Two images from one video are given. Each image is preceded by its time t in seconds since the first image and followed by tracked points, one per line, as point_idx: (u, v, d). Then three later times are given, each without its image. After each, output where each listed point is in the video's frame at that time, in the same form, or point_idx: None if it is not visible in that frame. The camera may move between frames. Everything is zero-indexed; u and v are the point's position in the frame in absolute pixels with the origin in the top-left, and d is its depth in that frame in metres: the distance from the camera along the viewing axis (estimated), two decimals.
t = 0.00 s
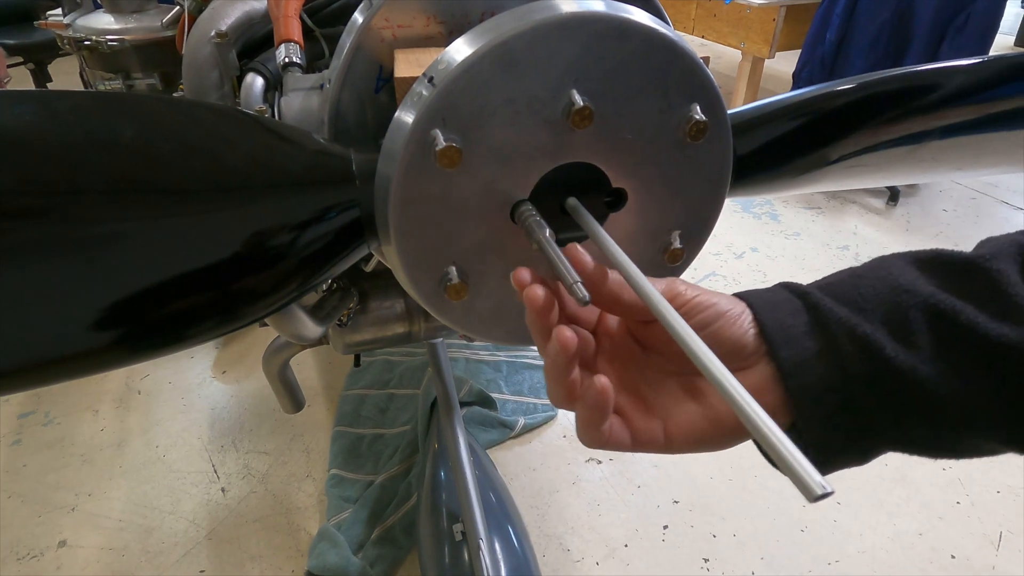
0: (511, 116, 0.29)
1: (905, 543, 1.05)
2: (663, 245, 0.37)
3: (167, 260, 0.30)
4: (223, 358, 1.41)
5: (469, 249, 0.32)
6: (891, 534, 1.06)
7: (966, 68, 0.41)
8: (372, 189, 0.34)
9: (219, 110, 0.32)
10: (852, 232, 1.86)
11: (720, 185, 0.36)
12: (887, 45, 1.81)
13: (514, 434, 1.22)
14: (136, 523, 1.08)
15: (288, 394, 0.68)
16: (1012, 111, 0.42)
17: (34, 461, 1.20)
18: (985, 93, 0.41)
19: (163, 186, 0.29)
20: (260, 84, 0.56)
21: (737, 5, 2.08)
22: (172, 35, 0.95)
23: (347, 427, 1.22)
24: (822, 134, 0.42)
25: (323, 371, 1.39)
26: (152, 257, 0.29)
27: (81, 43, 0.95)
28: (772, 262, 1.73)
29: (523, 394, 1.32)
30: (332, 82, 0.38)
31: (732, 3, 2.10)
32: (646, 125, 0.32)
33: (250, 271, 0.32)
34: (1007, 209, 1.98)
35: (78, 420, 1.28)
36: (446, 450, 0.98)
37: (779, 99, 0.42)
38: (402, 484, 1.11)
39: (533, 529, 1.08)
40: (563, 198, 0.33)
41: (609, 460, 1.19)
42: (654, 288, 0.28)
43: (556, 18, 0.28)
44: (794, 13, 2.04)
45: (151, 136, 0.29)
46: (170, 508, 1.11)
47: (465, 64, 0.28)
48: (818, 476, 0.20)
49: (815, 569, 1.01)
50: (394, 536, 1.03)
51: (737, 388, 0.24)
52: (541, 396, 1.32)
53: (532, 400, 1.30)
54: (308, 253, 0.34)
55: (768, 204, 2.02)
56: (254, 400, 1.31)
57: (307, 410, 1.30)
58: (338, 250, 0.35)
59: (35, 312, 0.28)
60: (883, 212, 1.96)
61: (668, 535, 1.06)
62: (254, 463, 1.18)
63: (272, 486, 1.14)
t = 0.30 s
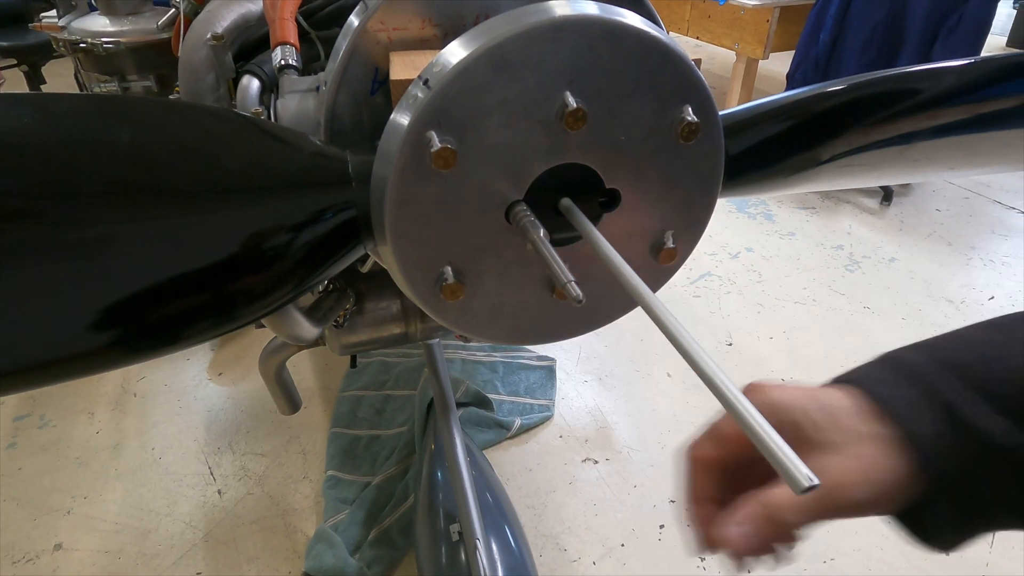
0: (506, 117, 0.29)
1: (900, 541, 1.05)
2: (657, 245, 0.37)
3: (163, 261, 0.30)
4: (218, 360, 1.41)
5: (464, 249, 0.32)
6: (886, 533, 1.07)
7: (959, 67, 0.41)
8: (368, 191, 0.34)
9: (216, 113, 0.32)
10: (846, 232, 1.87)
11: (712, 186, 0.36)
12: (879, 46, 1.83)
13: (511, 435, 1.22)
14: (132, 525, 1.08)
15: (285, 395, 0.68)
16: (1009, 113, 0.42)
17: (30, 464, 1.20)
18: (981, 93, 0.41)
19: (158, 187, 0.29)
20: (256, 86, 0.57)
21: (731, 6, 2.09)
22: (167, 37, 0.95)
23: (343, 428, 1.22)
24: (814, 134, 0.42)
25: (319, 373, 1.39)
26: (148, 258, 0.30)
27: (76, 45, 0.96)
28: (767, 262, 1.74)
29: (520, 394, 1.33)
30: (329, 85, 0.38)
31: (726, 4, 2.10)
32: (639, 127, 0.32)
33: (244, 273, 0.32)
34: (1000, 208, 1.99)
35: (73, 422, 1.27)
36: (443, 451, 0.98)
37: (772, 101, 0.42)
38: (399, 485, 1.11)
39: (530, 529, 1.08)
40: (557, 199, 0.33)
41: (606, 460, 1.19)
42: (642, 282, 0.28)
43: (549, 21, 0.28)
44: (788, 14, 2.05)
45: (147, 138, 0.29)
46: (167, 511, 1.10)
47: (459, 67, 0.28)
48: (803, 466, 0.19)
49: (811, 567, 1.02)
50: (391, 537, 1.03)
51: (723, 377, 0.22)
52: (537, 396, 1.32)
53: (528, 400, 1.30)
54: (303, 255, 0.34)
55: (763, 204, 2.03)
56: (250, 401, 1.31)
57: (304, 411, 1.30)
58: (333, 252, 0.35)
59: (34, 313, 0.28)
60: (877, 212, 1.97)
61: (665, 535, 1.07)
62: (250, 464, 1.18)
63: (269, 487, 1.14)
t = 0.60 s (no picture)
0: (503, 122, 0.30)
1: (895, 540, 1.06)
2: (653, 246, 0.38)
3: (165, 264, 0.30)
4: (216, 362, 1.41)
5: (462, 252, 0.33)
6: (882, 532, 1.07)
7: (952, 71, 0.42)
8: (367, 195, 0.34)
9: (218, 118, 0.32)
10: (842, 233, 1.88)
11: (707, 190, 0.36)
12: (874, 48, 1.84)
13: (509, 436, 1.22)
14: (130, 528, 1.08)
15: (284, 398, 0.69)
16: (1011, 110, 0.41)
17: (27, 467, 1.20)
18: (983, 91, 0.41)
19: (158, 191, 0.29)
20: (256, 91, 0.57)
21: (727, 9, 2.10)
22: (166, 41, 0.96)
23: (342, 430, 1.22)
24: (806, 139, 0.43)
25: (317, 375, 1.39)
26: (147, 262, 0.30)
27: (76, 49, 0.96)
28: (763, 263, 1.75)
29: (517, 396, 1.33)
30: (327, 90, 0.39)
31: (722, 6, 2.11)
32: (634, 131, 0.32)
33: (244, 276, 0.33)
34: (995, 210, 2.00)
35: (70, 426, 1.27)
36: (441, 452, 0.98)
37: (763, 106, 0.43)
38: (397, 486, 1.11)
39: (529, 530, 1.08)
40: (553, 202, 0.34)
41: (604, 460, 1.20)
42: (636, 283, 0.28)
43: (545, 28, 0.28)
44: (784, 17, 2.06)
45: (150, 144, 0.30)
46: (165, 513, 1.10)
47: (458, 73, 0.28)
48: (793, 461, 0.19)
49: (808, 567, 1.02)
50: (390, 539, 1.04)
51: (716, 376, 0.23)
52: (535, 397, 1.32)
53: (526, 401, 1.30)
54: (303, 258, 0.34)
55: (759, 206, 2.04)
56: (248, 404, 1.31)
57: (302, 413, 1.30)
58: (333, 254, 0.35)
59: (34, 317, 0.29)
60: (873, 213, 1.98)
61: (662, 535, 1.07)
62: (248, 466, 1.18)
63: (268, 490, 1.14)
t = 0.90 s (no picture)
0: (510, 127, 0.31)
1: (895, 540, 1.07)
2: (654, 247, 0.39)
3: (180, 265, 0.31)
4: (219, 363, 1.42)
5: (470, 252, 0.34)
6: (881, 532, 1.08)
7: (952, 73, 0.42)
8: (379, 198, 0.35)
9: (233, 123, 0.33)
10: (841, 235, 1.89)
11: (706, 192, 0.37)
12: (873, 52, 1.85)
13: (510, 437, 1.23)
14: (135, 528, 1.09)
15: (289, 398, 0.69)
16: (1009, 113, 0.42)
17: (32, 467, 1.20)
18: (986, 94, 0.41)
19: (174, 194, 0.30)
20: (266, 95, 0.58)
21: (727, 12, 2.11)
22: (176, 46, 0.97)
23: (344, 431, 1.23)
24: (803, 143, 0.44)
25: (320, 376, 1.40)
26: (159, 264, 0.30)
27: (87, 54, 0.97)
28: (763, 265, 1.76)
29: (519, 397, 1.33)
30: (340, 96, 0.40)
31: (722, 10, 2.12)
32: (637, 135, 0.33)
33: (255, 277, 0.33)
34: (994, 212, 2.01)
35: (74, 427, 1.28)
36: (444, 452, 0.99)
37: (761, 111, 0.44)
38: (399, 487, 1.12)
39: (530, 530, 1.09)
40: (559, 204, 0.35)
41: (604, 461, 1.20)
42: (640, 282, 0.29)
43: (553, 35, 0.29)
44: (783, 21, 2.07)
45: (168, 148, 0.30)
46: (169, 513, 1.11)
47: (469, 80, 0.29)
48: (789, 446, 0.20)
49: (807, 567, 1.03)
50: (392, 538, 1.04)
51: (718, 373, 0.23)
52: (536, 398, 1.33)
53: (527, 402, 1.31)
54: (311, 261, 0.35)
55: (759, 208, 2.05)
56: (250, 405, 1.32)
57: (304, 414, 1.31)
58: (342, 256, 0.36)
59: (45, 317, 0.29)
60: (872, 215, 1.99)
61: (663, 534, 1.08)
62: (251, 467, 1.19)
63: (271, 490, 1.15)
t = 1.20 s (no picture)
0: (523, 131, 0.32)
1: (898, 545, 1.07)
2: (659, 246, 0.40)
3: (191, 263, 0.29)
4: (227, 366, 1.44)
5: (483, 250, 0.35)
6: (884, 536, 1.09)
7: (948, 81, 0.43)
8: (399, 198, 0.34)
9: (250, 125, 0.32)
10: (846, 242, 1.90)
11: (709, 195, 0.39)
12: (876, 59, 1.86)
13: (515, 440, 1.24)
14: (143, 528, 1.10)
15: (298, 398, 0.70)
16: (1003, 120, 0.44)
17: (42, 467, 1.22)
18: (976, 103, 0.43)
19: (187, 190, 0.28)
20: (284, 101, 0.60)
21: (731, 20, 2.12)
22: (194, 54, 0.99)
23: (350, 434, 1.24)
24: (805, 149, 0.45)
25: (327, 380, 1.41)
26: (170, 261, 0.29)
27: (110, 62, 0.99)
28: (767, 271, 1.76)
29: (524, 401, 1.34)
30: (359, 102, 0.41)
31: (726, 18, 2.14)
32: (643, 139, 0.35)
33: (268, 278, 0.31)
34: (998, 219, 2.02)
35: (84, 428, 1.29)
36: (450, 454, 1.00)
37: (766, 116, 0.44)
38: (405, 489, 1.13)
39: (535, 533, 1.10)
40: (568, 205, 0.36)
41: (608, 465, 1.21)
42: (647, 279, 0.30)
43: (564, 44, 0.31)
44: (787, 30, 2.09)
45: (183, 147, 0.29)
46: (177, 514, 1.12)
47: (484, 87, 0.31)
48: (784, 425, 0.21)
49: (811, 571, 1.04)
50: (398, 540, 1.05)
51: (722, 363, 0.24)
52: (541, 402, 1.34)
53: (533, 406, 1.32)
54: (327, 263, 0.33)
55: (763, 214, 2.06)
56: (258, 407, 1.33)
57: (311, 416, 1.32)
58: (358, 258, 0.34)
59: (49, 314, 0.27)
60: (876, 222, 2.00)
61: (667, 538, 1.08)
62: (259, 469, 1.20)
63: (278, 491, 1.16)
